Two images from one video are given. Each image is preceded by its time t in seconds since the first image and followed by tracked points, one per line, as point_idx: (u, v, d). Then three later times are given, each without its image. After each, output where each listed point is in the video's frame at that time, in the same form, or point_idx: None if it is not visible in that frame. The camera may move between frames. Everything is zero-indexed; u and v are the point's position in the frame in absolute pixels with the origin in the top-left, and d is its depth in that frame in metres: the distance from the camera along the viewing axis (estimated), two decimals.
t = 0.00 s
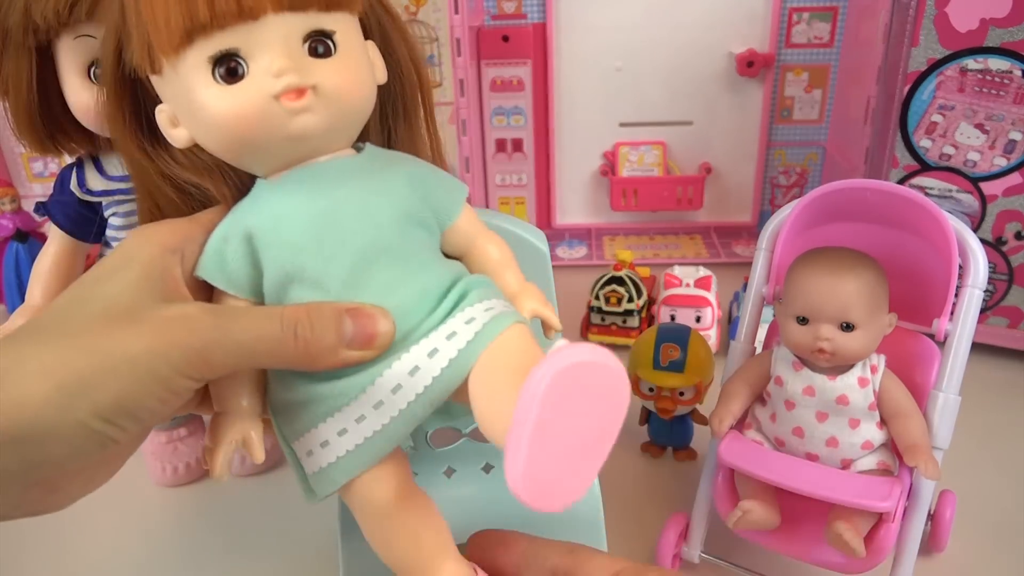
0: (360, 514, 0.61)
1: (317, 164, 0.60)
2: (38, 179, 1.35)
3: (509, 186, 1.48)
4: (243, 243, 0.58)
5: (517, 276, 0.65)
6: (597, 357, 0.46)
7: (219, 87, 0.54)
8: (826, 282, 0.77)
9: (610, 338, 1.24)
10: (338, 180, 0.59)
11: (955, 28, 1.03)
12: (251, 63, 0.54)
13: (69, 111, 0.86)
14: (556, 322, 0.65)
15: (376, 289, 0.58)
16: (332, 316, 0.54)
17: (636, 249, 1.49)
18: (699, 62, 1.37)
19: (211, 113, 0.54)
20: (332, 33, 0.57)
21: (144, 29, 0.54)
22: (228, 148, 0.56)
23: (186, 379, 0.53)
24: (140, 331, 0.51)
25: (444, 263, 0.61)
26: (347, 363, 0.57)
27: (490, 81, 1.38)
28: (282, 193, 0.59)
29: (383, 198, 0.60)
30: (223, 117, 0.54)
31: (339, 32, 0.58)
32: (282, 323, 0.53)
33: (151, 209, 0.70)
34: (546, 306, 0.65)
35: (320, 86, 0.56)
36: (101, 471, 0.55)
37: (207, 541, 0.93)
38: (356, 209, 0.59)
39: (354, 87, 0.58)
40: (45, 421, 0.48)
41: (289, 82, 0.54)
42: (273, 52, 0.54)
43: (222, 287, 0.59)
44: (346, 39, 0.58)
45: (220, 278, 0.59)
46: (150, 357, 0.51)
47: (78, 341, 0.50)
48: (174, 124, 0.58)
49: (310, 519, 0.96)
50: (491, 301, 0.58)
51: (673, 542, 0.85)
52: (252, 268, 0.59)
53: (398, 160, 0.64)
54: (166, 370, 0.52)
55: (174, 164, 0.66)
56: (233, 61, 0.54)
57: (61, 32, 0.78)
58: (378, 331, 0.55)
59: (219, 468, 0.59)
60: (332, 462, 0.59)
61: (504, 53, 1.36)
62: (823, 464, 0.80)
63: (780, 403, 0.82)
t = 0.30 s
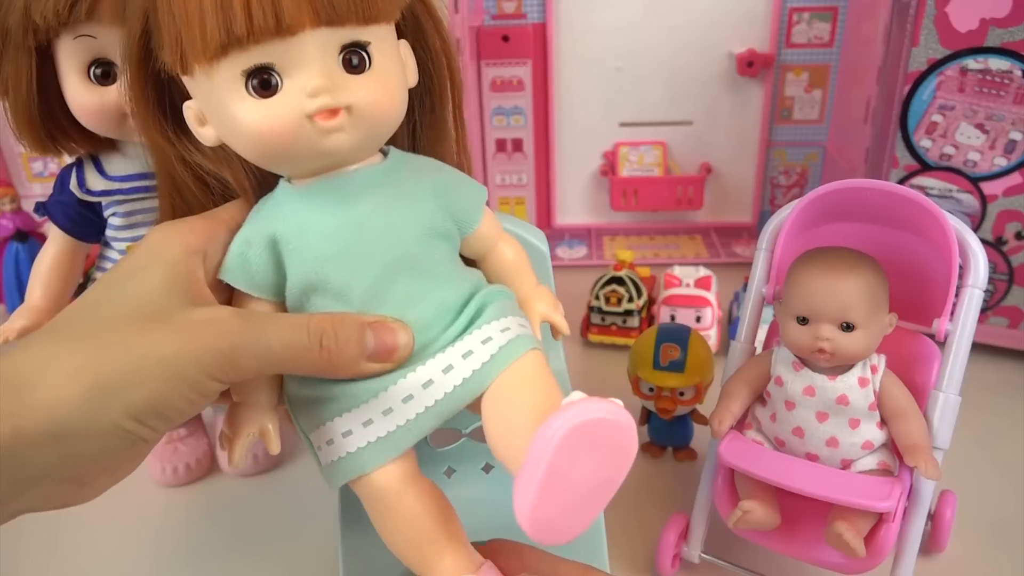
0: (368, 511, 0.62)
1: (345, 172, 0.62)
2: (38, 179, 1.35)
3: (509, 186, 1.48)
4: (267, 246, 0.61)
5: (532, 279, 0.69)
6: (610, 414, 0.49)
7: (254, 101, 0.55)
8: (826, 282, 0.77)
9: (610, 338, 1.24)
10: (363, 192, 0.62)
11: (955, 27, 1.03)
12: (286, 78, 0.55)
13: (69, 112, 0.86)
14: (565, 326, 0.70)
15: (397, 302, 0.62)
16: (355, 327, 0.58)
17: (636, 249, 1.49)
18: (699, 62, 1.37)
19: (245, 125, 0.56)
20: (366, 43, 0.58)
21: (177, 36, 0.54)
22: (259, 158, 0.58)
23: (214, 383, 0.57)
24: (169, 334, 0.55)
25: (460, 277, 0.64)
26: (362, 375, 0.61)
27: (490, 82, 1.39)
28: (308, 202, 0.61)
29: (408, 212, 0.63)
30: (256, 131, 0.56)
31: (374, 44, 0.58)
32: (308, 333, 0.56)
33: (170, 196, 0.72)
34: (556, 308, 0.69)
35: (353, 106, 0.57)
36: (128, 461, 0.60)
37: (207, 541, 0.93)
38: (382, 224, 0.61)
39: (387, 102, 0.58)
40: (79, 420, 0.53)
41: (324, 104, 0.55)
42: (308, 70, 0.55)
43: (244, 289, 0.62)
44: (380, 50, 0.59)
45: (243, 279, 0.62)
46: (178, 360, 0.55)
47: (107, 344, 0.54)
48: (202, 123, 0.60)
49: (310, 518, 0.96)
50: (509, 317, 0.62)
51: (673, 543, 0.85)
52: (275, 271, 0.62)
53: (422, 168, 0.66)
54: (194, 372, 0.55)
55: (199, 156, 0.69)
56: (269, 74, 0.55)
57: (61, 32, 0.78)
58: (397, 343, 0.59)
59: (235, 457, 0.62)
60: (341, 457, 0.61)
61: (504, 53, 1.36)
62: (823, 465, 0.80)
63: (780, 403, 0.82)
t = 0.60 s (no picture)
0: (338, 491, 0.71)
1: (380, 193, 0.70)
2: (37, 179, 1.35)
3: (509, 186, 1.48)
4: (296, 250, 0.69)
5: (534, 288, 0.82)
6: (600, 482, 0.61)
7: (303, 125, 0.62)
8: (826, 282, 0.77)
9: (610, 338, 1.24)
10: (393, 216, 0.70)
11: (955, 27, 1.03)
12: (337, 110, 0.62)
13: (69, 111, 0.86)
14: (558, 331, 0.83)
15: (412, 315, 0.72)
16: (372, 340, 0.68)
17: (636, 249, 1.48)
18: (699, 62, 1.37)
19: (293, 146, 0.63)
20: (417, 74, 0.64)
21: (236, 54, 0.59)
22: (301, 174, 0.65)
23: (242, 377, 0.66)
24: (203, 330, 0.64)
25: (469, 295, 0.75)
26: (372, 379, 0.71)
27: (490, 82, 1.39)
28: (342, 220, 0.69)
29: (430, 238, 0.71)
30: (306, 153, 0.63)
31: (425, 74, 0.64)
32: (331, 339, 0.67)
33: (194, 183, 0.80)
34: (550, 316, 0.83)
35: (398, 142, 0.64)
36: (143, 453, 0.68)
37: (206, 540, 0.94)
38: (405, 250, 0.70)
39: (429, 135, 0.66)
40: (119, 408, 0.62)
41: (372, 140, 0.62)
42: (359, 107, 0.62)
43: (268, 285, 0.70)
44: (429, 82, 0.65)
45: (268, 274, 0.70)
46: (211, 354, 0.64)
47: (143, 340, 0.62)
48: (240, 121, 0.66)
49: (310, 518, 0.96)
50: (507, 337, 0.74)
51: (674, 543, 0.85)
52: (294, 272, 0.70)
53: (448, 188, 0.74)
54: (226, 367, 0.65)
55: (228, 144, 0.78)
56: (320, 101, 0.61)
57: (61, 32, 0.78)
58: (408, 354, 0.70)
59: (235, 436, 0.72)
60: (335, 431, 0.71)
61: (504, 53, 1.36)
62: (823, 465, 0.80)
63: (780, 403, 0.82)
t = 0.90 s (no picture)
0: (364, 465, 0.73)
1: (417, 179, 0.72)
2: (37, 179, 1.34)
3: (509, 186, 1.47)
4: (333, 231, 0.71)
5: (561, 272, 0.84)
6: (626, 460, 0.66)
7: (346, 114, 0.64)
8: (826, 282, 0.77)
9: (610, 337, 1.24)
10: (429, 201, 0.72)
11: (955, 27, 1.03)
12: (378, 99, 0.63)
13: (69, 111, 0.86)
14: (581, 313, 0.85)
15: (443, 296, 0.74)
16: (396, 317, 0.70)
17: (637, 249, 1.48)
18: (699, 62, 1.37)
19: (334, 133, 0.65)
20: (456, 66, 0.65)
21: (283, 44, 0.61)
22: (340, 160, 0.67)
23: (273, 349, 0.69)
24: (237, 303, 0.65)
25: (498, 277, 0.77)
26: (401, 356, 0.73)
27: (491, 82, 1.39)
28: (379, 203, 0.71)
29: (464, 223, 0.73)
30: (348, 143, 0.65)
31: (463, 66, 0.66)
32: (356, 315, 0.69)
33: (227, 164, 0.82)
34: (576, 298, 0.85)
35: (437, 131, 0.66)
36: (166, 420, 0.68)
37: (206, 540, 0.94)
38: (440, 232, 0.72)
39: (466, 124, 0.67)
40: (154, 377, 0.62)
41: (412, 129, 0.64)
42: (400, 96, 0.63)
43: (305, 266, 0.72)
44: (467, 72, 0.66)
45: (305, 256, 0.72)
46: (246, 326, 0.65)
47: (182, 311, 0.63)
48: (282, 108, 0.68)
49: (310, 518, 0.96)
50: (530, 319, 0.77)
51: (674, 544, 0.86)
52: (331, 253, 0.72)
53: (483, 177, 0.76)
54: (261, 339, 0.67)
55: (262, 130, 0.79)
56: (362, 91, 0.63)
57: (61, 32, 0.78)
58: (431, 331, 0.72)
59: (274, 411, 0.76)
60: (364, 403, 0.73)
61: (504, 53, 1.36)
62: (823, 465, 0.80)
63: (780, 403, 0.82)
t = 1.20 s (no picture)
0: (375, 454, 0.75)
1: (448, 195, 0.74)
2: (37, 179, 1.35)
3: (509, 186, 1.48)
4: (363, 237, 0.73)
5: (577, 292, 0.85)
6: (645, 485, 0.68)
7: (397, 130, 0.66)
8: (825, 282, 0.77)
9: (610, 338, 1.24)
10: (455, 216, 0.74)
11: (955, 27, 1.03)
12: (427, 119, 0.66)
13: (69, 111, 0.86)
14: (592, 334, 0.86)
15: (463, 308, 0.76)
16: (412, 324, 0.72)
17: (636, 249, 1.48)
18: (699, 62, 1.37)
19: (382, 148, 0.67)
20: (503, 93, 0.68)
21: (343, 60, 0.64)
22: (387, 173, 0.69)
23: (302, 353, 0.68)
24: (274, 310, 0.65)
25: (520, 295, 0.78)
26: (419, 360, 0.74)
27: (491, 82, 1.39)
28: (409, 214, 0.73)
29: (489, 240, 0.75)
30: (394, 157, 0.67)
31: (511, 94, 0.68)
32: (377, 321, 0.71)
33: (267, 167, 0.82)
34: (589, 317, 0.86)
35: (478, 153, 0.68)
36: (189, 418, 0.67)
37: (206, 540, 0.94)
38: (464, 247, 0.74)
39: (506, 149, 0.69)
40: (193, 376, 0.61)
41: (455, 150, 0.66)
42: (449, 118, 0.66)
43: (334, 267, 0.74)
44: (513, 99, 0.69)
45: (335, 258, 0.74)
46: (280, 331, 0.65)
47: (223, 316, 0.63)
48: (334, 118, 0.71)
49: (310, 518, 0.96)
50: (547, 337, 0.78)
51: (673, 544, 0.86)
52: (362, 256, 0.74)
53: (513, 195, 0.77)
54: (293, 344, 0.67)
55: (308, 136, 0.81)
56: (413, 110, 0.66)
57: (61, 32, 0.78)
58: (446, 337, 0.73)
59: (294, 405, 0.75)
60: (381, 403, 0.75)
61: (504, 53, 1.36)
62: (823, 465, 0.80)
63: (780, 403, 0.82)
